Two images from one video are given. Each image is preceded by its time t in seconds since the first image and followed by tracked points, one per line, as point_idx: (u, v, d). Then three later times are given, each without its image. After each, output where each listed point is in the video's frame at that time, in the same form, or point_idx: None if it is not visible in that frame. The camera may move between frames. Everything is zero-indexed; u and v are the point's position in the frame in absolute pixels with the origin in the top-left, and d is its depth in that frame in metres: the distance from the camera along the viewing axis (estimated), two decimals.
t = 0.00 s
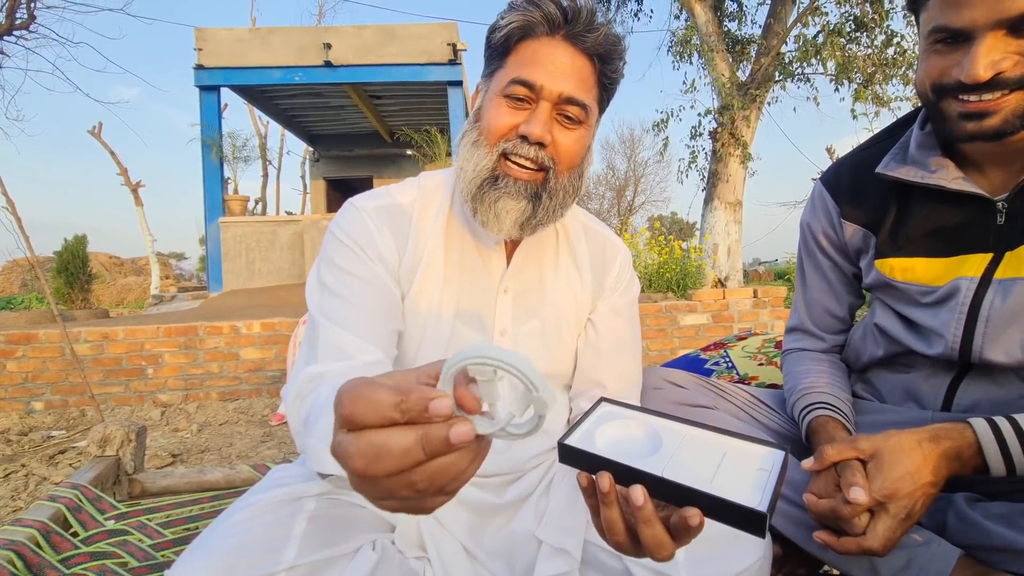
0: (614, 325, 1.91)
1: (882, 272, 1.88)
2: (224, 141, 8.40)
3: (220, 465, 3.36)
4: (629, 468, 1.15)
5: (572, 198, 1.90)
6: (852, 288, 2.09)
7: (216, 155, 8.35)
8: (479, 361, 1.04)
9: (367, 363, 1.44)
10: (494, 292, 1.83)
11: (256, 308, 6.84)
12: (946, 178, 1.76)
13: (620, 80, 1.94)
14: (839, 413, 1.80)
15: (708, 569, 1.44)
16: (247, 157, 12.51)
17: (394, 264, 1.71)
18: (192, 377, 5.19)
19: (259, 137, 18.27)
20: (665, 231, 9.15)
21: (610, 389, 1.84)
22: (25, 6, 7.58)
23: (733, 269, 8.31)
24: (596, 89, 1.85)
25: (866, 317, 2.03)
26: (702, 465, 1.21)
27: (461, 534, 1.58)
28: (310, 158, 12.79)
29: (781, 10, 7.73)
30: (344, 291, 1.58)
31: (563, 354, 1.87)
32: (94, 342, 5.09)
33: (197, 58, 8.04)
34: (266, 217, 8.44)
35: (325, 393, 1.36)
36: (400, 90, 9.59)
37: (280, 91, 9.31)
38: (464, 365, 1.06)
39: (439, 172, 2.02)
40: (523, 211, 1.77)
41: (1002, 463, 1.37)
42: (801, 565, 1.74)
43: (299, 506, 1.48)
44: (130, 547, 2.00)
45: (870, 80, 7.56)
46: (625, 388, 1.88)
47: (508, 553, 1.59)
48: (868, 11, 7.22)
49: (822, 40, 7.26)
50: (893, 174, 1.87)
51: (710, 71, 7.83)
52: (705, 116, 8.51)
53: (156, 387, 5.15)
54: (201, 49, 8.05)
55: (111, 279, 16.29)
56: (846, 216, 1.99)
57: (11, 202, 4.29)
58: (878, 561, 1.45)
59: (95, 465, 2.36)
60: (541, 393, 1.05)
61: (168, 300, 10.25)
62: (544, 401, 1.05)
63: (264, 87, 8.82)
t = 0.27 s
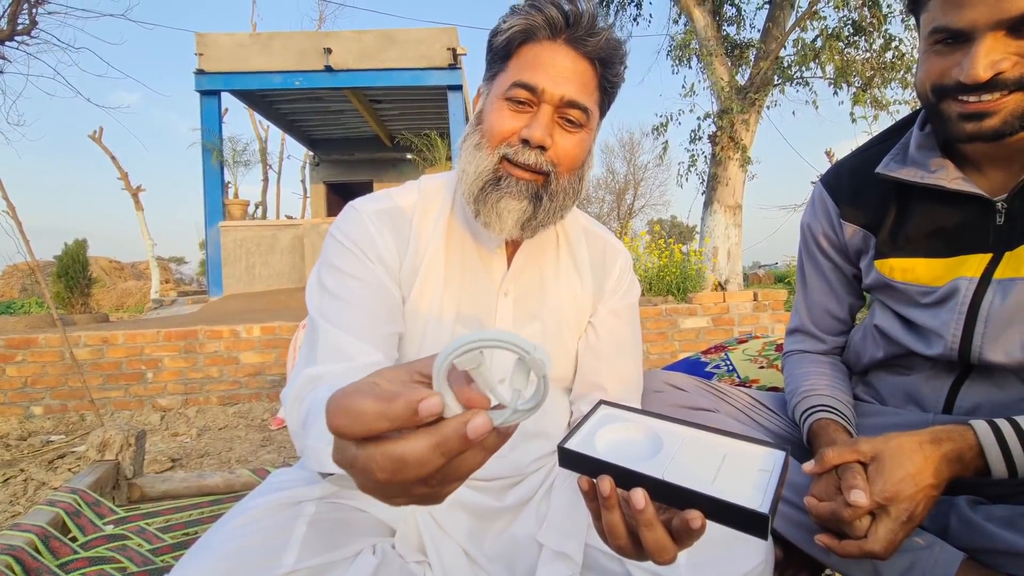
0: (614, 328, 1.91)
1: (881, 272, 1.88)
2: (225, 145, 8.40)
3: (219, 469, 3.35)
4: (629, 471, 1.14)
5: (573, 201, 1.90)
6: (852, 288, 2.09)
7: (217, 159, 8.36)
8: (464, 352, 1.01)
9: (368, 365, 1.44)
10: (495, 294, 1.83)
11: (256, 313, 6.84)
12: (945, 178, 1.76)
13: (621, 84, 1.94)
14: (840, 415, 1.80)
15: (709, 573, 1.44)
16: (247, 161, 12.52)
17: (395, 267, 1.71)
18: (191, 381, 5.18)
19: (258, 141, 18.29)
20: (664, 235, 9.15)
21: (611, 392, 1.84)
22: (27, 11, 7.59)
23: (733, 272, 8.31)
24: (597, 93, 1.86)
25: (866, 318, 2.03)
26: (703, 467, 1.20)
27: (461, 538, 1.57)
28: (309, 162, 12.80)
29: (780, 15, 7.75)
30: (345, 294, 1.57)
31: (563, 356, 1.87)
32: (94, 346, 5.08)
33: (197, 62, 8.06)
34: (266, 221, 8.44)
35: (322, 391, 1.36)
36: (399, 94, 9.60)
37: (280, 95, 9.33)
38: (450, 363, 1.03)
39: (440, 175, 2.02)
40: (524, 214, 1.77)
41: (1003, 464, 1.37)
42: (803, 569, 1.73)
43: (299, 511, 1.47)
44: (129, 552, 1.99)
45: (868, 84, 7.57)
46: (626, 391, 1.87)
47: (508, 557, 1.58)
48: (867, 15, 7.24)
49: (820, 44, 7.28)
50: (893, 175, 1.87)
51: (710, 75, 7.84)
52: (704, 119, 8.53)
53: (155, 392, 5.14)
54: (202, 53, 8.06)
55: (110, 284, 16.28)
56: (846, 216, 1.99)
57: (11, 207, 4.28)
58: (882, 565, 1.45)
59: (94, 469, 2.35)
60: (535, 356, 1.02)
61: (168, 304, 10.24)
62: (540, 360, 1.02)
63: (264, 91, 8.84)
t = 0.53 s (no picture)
0: (615, 329, 1.90)
1: (879, 272, 1.88)
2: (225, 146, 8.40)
3: (219, 471, 3.34)
4: (628, 472, 1.13)
5: (575, 202, 1.90)
6: (851, 288, 2.09)
7: (217, 160, 8.36)
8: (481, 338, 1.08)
9: (367, 366, 1.44)
10: (496, 295, 1.83)
11: (256, 314, 6.83)
12: (943, 178, 1.76)
13: (624, 86, 1.94)
14: (840, 417, 1.80)
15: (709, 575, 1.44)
16: (247, 162, 12.52)
17: (395, 267, 1.71)
18: (191, 382, 5.18)
19: (258, 142, 18.30)
20: (664, 236, 9.15)
21: (611, 393, 1.83)
22: (27, 13, 7.60)
23: (733, 273, 8.30)
24: (600, 95, 1.86)
25: (864, 319, 2.03)
26: (703, 468, 1.20)
27: (462, 539, 1.57)
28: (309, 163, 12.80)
29: (779, 16, 7.76)
30: (345, 295, 1.57)
31: (563, 357, 1.87)
32: (94, 347, 5.08)
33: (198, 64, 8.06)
34: (266, 222, 8.44)
35: (322, 391, 1.36)
36: (399, 95, 9.61)
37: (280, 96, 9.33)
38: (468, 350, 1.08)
39: (442, 175, 2.02)
40: (526, 214, 1.77)
41: (1002, 465, 1.36)
42: (803, 570, 1.73)
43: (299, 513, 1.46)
44: (128, 554, 1.98)
45: (868, 85, 7.58)
46: (625, 392, 1.87)
47: (508, 559, 1.58)
48: (866, 17, 7.25)
49: (820, 45, 7.28)
50: (892, 174, 1.87)
51: (709, 76, 7.85)
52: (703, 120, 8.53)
53: (155, 393, 5.14)
54: (202, 55, 8.06)
55: (110, 285, 16.29)
56: (844, 216, 1.99)
57: (11, 208, 4.28)
58: (882, 566, 1.45)
59: (93, 471, 2.35)
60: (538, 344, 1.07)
61: (168, 305, 10.23)
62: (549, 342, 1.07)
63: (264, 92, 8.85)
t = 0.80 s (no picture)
0: (615, 330, 1.91)
1: (877, 274, 1.88)
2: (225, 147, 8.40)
3: (219, 472, 3.34)
4: (628, 471, 1.13)
5: (577, 203, 1.90)
6: (850, 289, 2.09)
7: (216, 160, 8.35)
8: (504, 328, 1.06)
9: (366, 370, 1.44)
10: (497, 297, 1.83)
11: (255, 314, 6.83)
12: (939, 180, 1.76)
13: (628, 89, 1.95)
14: (839, 418, 1.80)
15: None
16: (247, 163, 12.52)
17: (395, 271, 1.71)
18: (191, 383, 5.18)
19: (258, 143, 18.31)
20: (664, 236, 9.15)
21: (610, 394, 1.83)
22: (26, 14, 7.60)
23: (733, 274, 8.30)
24: (604, 96, 1.86)
25: (863, 320, 2.03)
26: (702, 468, 1.19)
27: (461, 541, 1.57)
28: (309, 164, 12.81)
29: (778, 16, 7.76)
30: (346, 298, 1.57)
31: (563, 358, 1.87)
32: (93, 348, 5.08)
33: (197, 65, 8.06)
34: (266, 223, 8.44)
35: (319, 393, 1.36)
36: (399, 96, 9.61)
37: (280, 97, 9.33)
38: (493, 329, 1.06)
39: (445, 176, 2.02)
40: (529, 215, 1.77)
41: (1000, 466, 1.36)
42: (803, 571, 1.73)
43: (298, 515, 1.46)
44: (127, 555, 1.98)
45: (867, 85, 7.59)
46: (624, 393, 1.87)
47: (508, 560, 1.58)
48: (865, 17, 7.25)
49: (819, 46, 7.28)
50: (889, 177, 1.87)
51: (709, 77, 7.85)
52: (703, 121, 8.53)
53: (155, 394, 5.13)
54: (201, 56, 8.07)
55: (110, 286, 16.28)
56: (842, 218, 1.99)
57: (10, 209, 4.28)
58: (880, 567, 1.44)
59: (93, 472, 2.35)
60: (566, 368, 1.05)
61: (167, 306, 10.22)
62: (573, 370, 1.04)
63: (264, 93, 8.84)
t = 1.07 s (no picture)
0: (615, 331, 1.91)
1: (875, 276, 1.89)
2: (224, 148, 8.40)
3: (218, 473, 3.34)
4: (628, 471, 1.13)
5: (578, 205, 1.90)
6: (850, 292, 2.09)
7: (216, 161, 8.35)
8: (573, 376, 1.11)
9: (365, 374, 1.43)
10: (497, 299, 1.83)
11: (254, 315, 6.82)
12: (937, 182, 1.77)
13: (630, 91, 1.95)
14: (838, 419, 1.80)
15: None
16: (247, 164, 12.52)
17: (393, 273, 1.71)
18: (190, 384, 5.18)
19: (258, 144, 18.31)
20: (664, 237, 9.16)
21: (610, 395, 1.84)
22: (25, 15, 7.60)
23: (732, 274, 8.31)
24: (606, 99, 1.86)
25: (862, 322, 2.03)
26: (702, 467, 1.19)
27: (460, 542, 1.57)
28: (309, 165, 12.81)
29: (777, 17, 7.76)
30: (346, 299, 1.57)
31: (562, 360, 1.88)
32: (93, 349, 5.08)
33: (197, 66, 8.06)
34: (266, 224, 8.44)
35: (319, 393, 1.35)
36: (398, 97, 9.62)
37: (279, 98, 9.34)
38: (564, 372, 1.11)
39: (446, 177, 2.02)
40: (530, 216, 1.77)
41: (998, 468, 1.37)
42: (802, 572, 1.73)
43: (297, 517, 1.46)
44: (126, 557, 1.98)
45: (866, 86, 7.60)
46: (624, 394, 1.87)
47: (508, 560, 1.58)
48: (864, 19, 7.26)
49: (818, 47, 7.29)
50: (886, 179, 1.87)
51: (708, 78, 7.85)
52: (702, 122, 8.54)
53: (154, 395, 5.13)
54: (201, 57, 8.07)
55: (110, 287, 16.28)
56: (841, 221, 1.99)
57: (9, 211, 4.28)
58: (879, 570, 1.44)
59: (92, 473, 2.35)
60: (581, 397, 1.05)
61: (167, 307, 10.22)
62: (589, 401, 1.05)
63: (263, 94, 8.85)
